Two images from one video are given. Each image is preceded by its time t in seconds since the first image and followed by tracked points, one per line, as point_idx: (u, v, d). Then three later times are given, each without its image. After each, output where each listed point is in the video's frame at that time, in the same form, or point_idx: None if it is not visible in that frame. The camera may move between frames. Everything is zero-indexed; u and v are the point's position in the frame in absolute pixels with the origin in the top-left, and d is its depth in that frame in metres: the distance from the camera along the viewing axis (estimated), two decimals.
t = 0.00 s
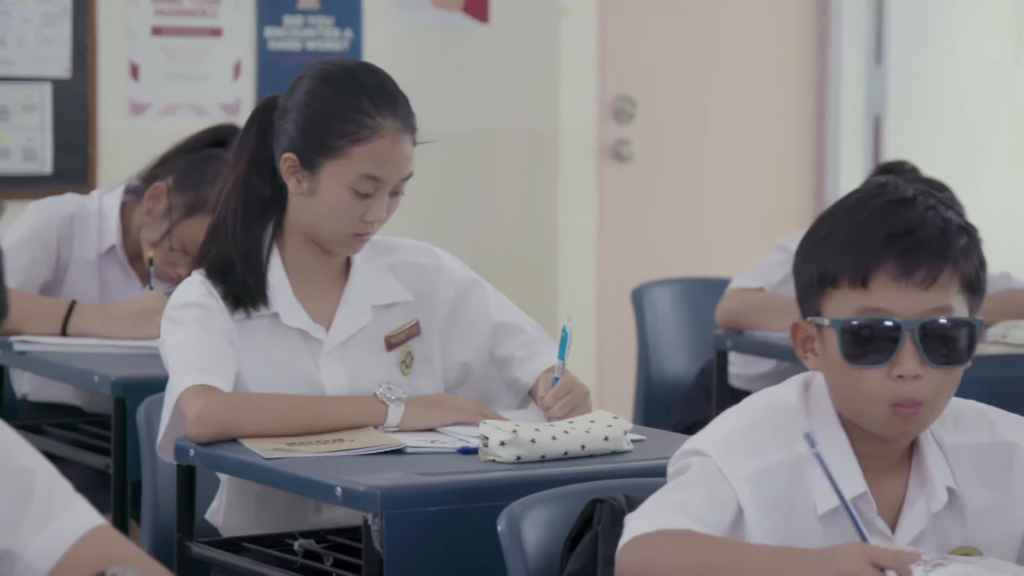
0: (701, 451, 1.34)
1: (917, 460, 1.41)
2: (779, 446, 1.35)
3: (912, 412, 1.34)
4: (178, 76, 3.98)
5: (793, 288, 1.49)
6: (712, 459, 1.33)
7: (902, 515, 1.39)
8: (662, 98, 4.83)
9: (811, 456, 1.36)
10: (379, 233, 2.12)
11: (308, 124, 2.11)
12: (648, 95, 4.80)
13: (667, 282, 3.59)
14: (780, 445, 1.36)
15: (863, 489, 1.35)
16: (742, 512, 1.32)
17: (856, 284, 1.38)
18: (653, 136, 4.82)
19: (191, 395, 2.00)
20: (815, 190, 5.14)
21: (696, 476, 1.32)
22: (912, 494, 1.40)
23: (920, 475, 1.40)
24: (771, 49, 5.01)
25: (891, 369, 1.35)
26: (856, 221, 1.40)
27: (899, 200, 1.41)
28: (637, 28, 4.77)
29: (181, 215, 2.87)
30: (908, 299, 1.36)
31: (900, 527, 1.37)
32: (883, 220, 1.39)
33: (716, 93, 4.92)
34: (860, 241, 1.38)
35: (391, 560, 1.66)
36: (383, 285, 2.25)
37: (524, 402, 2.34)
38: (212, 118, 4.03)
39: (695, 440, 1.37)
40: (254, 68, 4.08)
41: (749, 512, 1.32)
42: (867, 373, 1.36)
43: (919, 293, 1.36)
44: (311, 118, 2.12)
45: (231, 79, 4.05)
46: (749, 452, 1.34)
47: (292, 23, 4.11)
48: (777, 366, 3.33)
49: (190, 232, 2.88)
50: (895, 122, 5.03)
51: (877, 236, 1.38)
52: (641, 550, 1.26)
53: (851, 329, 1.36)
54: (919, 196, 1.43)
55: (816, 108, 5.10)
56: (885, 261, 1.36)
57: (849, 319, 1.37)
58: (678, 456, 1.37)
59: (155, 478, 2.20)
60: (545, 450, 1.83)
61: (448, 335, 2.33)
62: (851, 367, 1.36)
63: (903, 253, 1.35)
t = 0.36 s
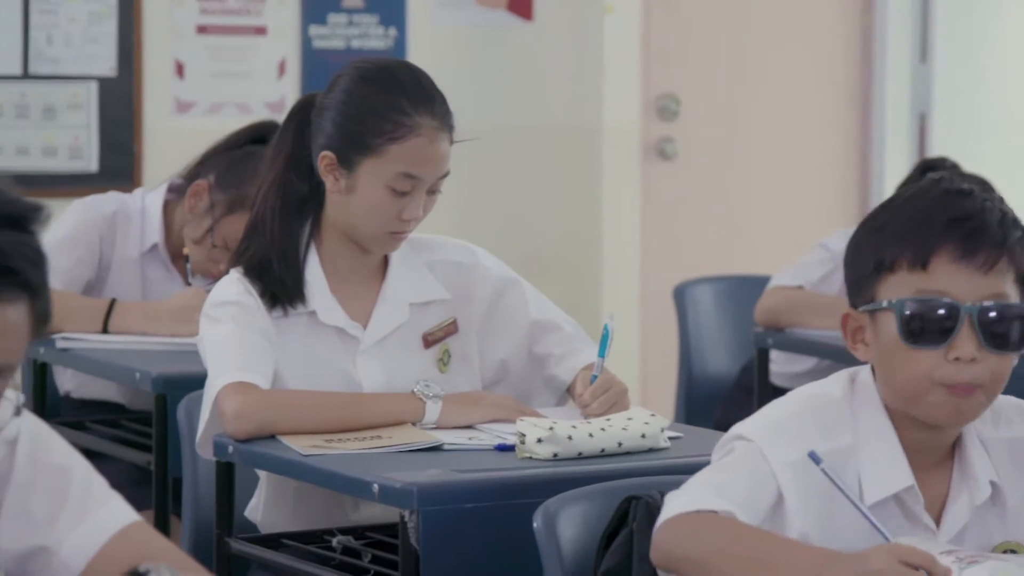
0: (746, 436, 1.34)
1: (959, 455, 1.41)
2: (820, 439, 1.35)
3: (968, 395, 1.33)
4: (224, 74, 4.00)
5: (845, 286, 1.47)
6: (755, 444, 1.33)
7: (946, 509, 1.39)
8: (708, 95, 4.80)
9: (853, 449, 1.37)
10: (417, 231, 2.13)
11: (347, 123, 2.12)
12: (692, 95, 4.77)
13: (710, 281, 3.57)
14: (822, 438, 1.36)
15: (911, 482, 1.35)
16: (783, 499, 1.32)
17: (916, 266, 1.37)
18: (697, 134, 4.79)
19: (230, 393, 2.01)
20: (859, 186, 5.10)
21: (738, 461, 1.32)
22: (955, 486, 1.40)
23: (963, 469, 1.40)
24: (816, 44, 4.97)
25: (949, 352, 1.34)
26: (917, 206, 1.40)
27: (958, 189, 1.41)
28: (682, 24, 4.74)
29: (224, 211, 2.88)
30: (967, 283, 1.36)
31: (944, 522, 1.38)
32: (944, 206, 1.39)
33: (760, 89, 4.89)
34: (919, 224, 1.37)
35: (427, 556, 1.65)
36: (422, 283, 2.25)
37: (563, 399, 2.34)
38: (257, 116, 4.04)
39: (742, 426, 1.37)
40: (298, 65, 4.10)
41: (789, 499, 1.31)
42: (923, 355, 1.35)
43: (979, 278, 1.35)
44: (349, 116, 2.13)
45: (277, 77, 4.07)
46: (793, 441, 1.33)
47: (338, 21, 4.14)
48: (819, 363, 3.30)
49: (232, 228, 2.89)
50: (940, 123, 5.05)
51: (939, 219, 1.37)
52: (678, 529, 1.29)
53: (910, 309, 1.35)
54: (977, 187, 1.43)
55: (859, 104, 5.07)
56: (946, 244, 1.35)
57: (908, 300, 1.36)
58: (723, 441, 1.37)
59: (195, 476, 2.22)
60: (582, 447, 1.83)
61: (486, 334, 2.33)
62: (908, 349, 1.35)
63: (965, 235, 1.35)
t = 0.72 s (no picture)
0: (781, 432, 1.34)
1: (999, 447, 1.41)
2: (860, 429, 1.35)
3: (1001, 384, 1.34)
4: (277, 73, 4.01)
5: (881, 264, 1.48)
6: (793, 441, 1.32)
7: (986, 497, 1.39)
8: (759, 92, 4.77)
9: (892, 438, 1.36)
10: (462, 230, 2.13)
11: (393, 122, 2.13)
12: (743, 93, 4.74)
13: (758, 278, 3.55)
14: (862, 428, 1.35)
15: (948, 467, 1.35)
16: (826, 494, 1.32)
17: (949, 254, 1.38)
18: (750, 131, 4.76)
19: (278, 390, 2.02)
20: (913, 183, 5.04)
21: (777, 459, 1.31)
22: (995, 475, 1.40)
23: (1003, 461, 1.40)
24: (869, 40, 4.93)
25: (981, 339, 1.35)
26: (949, 191, 1.40)
27: (991, 176, 1.41)
28: (734, 21, 4.72)
29: (274, 207, 2.90)
30: (1000, 270, 1.36)
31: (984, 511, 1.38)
32: (977, 191, 1.39)
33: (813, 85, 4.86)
34: (953, 210, 1.38)
35: (473, 554, 1.66)
36: (469, 280, 2.26)
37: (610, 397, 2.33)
38: (309, 114, 4.05)
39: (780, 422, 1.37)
40: (351, 63, 4.11)
41: (832, 493, 1.31)
42: (955, 343, 1.36)
43: (1011, 266, 1.36)
44: (396, 115, 2.14)
45: (329, 76, 4.06)
46: (832, 434, 1.33)
47: (390, 19, 4.14)
48: (870, 362, 3.27)
49: (280, 224, 2.90)
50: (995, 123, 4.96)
51: (972, 206, 1.37)
52: (726, 534, 1.29)
53: (942, 297, 1.36)
54: (1011, 173, 1.43)
55: (912, 102, 5.02)
56: (980, 231, 1.36)
57: (940, 288, 1.37)
58: (762, 438, 1.37)
59: (244, 473, 2.24)
60: (627, 444, 1.82)
61: (533, 332, 2.33)
62: (940, 337, 1.37)
63: (998, 223, 1.35)
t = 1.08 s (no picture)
0: (829, 427, 1.36)
1: None
2: (909, 428, 1.36)
3: None
4: (337, 70, 4.01)
5: (935, 275, 1.46)
6: (843, 436, 1.34)
7: None
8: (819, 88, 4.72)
9: (941, 438, 1.36)
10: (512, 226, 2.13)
11: (443, 120, 2.14)
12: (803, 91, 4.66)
13: (814, 275, 3.51)
14: (910, 427, 1.36)
15: (995, 474, 1.33)
16: (872, 491, 1.34)
17: (1007, 287, 1.35)
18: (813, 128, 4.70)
19: (330, 385, 2.03)
20: (974, 178, 4.97)
21: (825, 455, 1.33)
22: None
23: None
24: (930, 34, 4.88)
25: None
26: (1010, 217, 1.37)
27: None
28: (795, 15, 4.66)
29: (329, 207, 2.92)
30: None
31: None
32: None
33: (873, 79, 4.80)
34: (1013, 242, 1.34)
35: (523, 549, 1.66)
36: (522, 277, 2.26)
37: (663, 394, 2.32)
38: (369, 112, 4.05)
39: (830, 417, 1.39)
40: (411, 61, 4.09)
41: (878, 489, 1.33)
42: (1014, 378, 1.33)
43: None
44: (446, 113, 2.14)
45: (388, 73, 4.05)
46: (881, 431, 1.35)
47: (450, 17, 4.12)
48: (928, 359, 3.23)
49: (336, 224, 2.92)
50: None
51: None
52: (777, 526, 1.30)
53: (1000, 332, 1.34)
54: None
55: (975, 95, 4.96)
56: None
57: (999, 323, 1.34)
58: (813, 431, 1.39)
59: (298, 469, 2.26)
60: (678, 441, 1.82)
61: (585, 328, 2.32)
62: (997, 371, 1.33)
63: None
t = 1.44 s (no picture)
0: (884, 422, 1.40)
1: None
2: (964, 426, 1.38)
3: None
4: (399, 64, 4.01)
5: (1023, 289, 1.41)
6: (894, 432, 1.38)
7: None
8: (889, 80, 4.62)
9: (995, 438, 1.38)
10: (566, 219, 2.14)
11: (496, 115, 2.14)
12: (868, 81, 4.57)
13: (876, 268, 3.45)
14: (965, 425, 1.38)
15: None
16: (923, 490, 1.36)
17: None
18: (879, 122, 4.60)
19: (385, 377, 2.04)
20: None
21: (877, 449, 1.37)
22: None
23: None
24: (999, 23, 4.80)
25: None
26: None
27: None
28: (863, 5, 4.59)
29: (387, 200, 2.93)
30: None
31: None
32: None
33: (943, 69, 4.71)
34: None
35: (576, 542, 1.65)
36: (576, 270, 2.26)
37: (719, 386, 2.32)
38: (432, 106, 4.05)
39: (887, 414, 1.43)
40: (475, 56, 4.09)
41: (929, 488, 1.36)
42: None
43: None
44: (499, 108, 2.15)
45: (451, 67, 4.05)
46: (935, 429, 1.37)
47: (513, 10, 4.10)
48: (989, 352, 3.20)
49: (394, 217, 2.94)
50: None
51: None
52: (820, 521, 1.34)
53: None
54: None
55: None
56: None
57: None
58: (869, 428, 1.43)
59: (355, 462, 2.28)
60: (731, 434, 1.81)
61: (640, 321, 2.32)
62: None
63: None
